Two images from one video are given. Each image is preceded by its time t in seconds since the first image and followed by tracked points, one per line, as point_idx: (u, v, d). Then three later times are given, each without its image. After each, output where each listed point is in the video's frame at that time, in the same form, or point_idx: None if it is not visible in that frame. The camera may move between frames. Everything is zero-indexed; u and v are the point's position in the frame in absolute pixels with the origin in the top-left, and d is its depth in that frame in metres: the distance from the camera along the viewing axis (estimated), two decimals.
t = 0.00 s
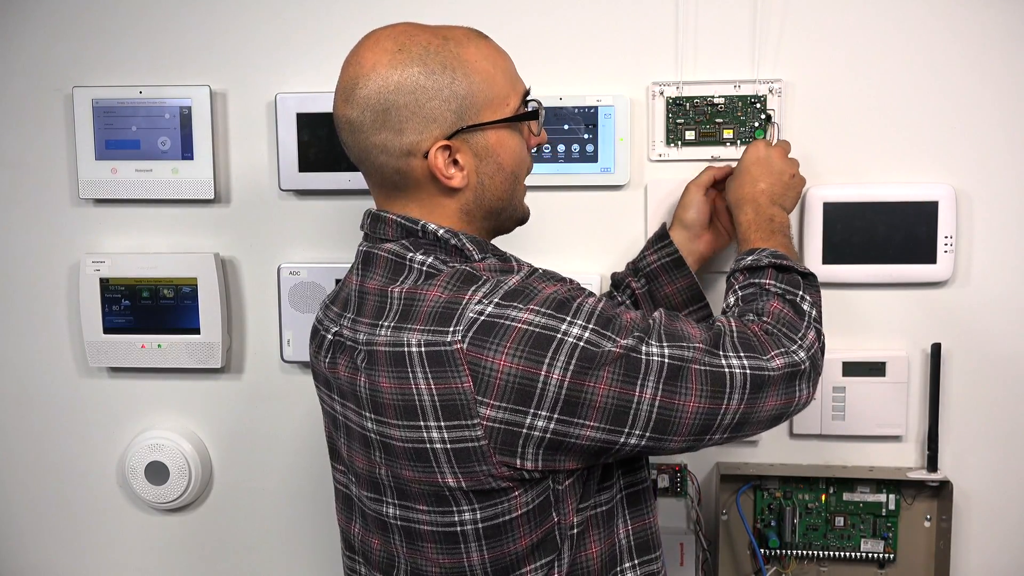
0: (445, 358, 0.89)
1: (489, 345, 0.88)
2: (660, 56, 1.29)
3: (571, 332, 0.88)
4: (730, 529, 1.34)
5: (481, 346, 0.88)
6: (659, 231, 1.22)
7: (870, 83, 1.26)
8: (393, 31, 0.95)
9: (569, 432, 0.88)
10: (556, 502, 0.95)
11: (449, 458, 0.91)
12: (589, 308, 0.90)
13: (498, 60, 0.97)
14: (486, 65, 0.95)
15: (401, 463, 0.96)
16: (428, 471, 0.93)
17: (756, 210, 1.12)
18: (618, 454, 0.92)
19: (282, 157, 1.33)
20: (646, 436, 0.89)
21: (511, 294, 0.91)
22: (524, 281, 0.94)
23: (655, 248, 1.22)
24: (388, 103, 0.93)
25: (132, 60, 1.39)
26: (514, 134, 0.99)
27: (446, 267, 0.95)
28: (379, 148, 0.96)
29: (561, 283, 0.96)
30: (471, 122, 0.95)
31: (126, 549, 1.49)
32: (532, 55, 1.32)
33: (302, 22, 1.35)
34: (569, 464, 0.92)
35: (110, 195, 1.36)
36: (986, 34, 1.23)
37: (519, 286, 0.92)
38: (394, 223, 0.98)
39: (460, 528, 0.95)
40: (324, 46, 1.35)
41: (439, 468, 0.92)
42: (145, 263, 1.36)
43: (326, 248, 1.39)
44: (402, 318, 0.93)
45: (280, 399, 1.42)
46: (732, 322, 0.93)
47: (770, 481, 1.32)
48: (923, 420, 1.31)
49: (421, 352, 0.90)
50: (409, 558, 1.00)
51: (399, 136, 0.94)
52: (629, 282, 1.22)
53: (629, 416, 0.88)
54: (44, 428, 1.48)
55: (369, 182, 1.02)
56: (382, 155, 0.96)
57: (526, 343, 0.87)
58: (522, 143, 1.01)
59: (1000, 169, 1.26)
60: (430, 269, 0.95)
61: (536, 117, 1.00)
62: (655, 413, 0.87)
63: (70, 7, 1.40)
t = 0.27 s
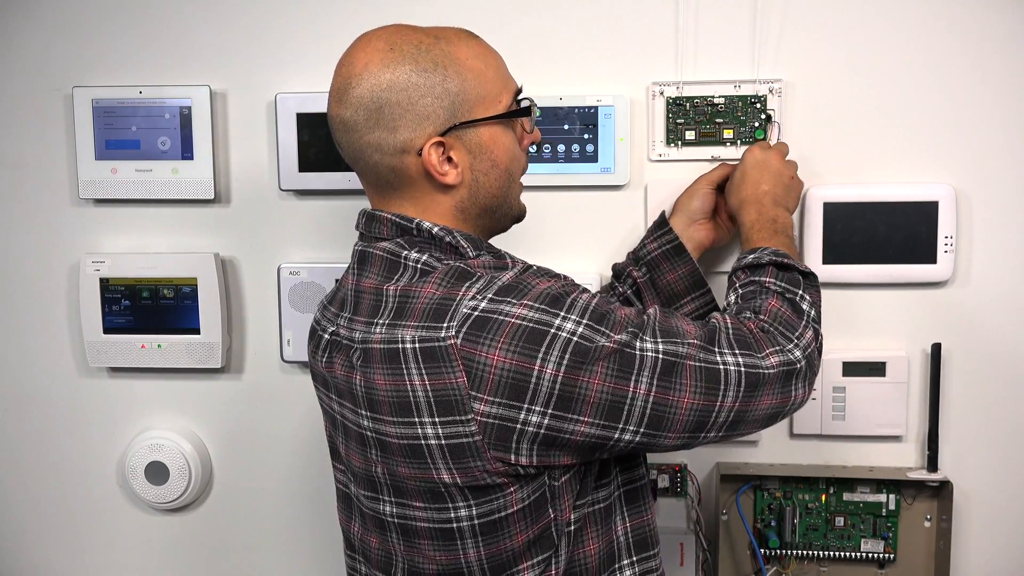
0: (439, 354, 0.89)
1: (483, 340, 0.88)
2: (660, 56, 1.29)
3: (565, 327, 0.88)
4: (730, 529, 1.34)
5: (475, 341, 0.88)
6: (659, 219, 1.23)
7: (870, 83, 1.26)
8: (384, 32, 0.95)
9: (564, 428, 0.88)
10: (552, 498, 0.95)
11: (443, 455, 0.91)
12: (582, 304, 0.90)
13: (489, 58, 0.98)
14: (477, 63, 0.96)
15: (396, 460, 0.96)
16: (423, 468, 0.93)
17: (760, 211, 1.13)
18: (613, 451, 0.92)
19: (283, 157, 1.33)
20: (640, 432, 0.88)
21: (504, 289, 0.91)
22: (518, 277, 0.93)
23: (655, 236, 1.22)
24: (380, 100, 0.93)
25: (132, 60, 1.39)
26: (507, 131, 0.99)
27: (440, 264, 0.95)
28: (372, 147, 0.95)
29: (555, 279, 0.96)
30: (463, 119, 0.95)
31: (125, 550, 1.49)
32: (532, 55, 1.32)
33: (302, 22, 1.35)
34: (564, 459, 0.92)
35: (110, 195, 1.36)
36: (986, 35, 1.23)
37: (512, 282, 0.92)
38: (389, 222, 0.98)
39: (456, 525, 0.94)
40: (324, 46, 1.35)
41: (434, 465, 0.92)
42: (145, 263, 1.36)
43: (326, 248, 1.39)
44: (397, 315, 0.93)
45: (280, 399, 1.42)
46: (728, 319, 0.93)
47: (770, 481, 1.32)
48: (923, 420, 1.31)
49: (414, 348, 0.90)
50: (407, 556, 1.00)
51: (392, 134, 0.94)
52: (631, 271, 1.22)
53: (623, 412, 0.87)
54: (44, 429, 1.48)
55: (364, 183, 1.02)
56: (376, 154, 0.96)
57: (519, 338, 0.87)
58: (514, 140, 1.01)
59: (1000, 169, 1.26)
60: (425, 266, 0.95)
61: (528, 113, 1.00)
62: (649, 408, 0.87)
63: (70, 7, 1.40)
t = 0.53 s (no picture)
0: (434, 352, 0.89)
1: (478, 339, 0.88)
2: (660, 56, 1.29)
3: (560, 329, 0.88)
4: (730, 529, 1.34)
5: (470, 340, 0.88)
6: (656, 217, 1.23)
7: (870, 83, 1.26)
8: (382, 33, 0.95)
9: (557, 432, 0.88)
10: (547, 497, 0.95)
11: (438, 454, 0.91)
12: (579, 306, 0.90)
13: (487, 59, 0.98)
14: (475, 64, 0.96)
15: (392, 459, 0.96)
16: (418, 466, 0.93)
17: (773, 217, 1.11)
18: (605, 455, 0.92)
19: (282, 157, 1.33)
20: (632, 439, 0.89)
21: (501, 289, 0.90)
22: (515, 277, 0.93)
23: (654, 233, 1.22)
24: (378, 102, 0.93)
25: (132, 60, 1.39)
26: (505, 133, 0.99)
27: (437, 263, 0.95)
28: (370, 149, 0.96)
29: (552, 280, 0.96)
30: (462, 121, 0.95)
31: (126, 550, 1.49)
32: (532, 55, 1.32)
33: (302, 22, 1.35)
34: (556, 461, 0.92)
35: (110, 194, 1.36)
36: (986, 34, 1.23)
37: (509, 282, 0.92)
38: (386, 221, 0.98)
39: (451, 524, 0.94)
40: (324, 46, 1.35)
41: (429, 464, 0.92)
42: (145, 263, 1.36)
43: (326, 248, 1.39)
44: (393, 313, 0.93)
45: (280, 399, 1.42)
46: (725, 330, 0.92)
47: (770, 481, 1.32)
48: (923, 420, 1.31)
49: (410, 347, 0.90)
50: (402, 555, 1.00)
51: (390, 136, 0.94)
52: (629, 268, 1.22)
53: (616, 418, 0.88)
54: (44, 428, 1.48)
55: (362, 183, 1.02)
56: (374, 156, 0.96)
57: (514, 338, 0.87)
58: (512, 141, 1.01)
59: (1000, 169, 1.26)
60: (422, 265, 0.94)
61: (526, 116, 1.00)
62: (642, 416, 0.88)
63: (70, 7, 1.39)
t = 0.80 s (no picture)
0: (429, 353, 0.89)
1: (473, 341, 0.88)
2: (660, 56, 1.29)
3: (555, 333, 0.88)
4: (730, 529, 1.34)
5: (465, 342, 0.88)
6: (655, 221, 1.23)
7: (869, 83, 1.26)
8: (386, 37, 0.94)
9: (550, 436, 0.88)
10: (542, 499, 0.95)
11: (432, 455, 0.91)
12: (575, 311, 0.90)
13: (492, 67, 0.96)
14: (479, 73, 0.94)
15: (387, 459, 0.96)
16: (412, 466, 0.93)
17: (772, 227, 1.11)
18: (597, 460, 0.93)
19: (283, 157, 1.33)
20: (623, 447, 0.89)
21: (497, 292, 0.90)
22: (512, 280, 0.93)
23: (653, 236, 1.22)
24: (378, 112, 0.92)
25: (132, 60, 1.39)
26: (506, 144, 0.98)
27: (434, 264, 0.94)
28: (369, 157, 0.96)
29: (548, 284, 0.96)
30: (463, 133, 0.94)
31: (125, 550, 1.49)
32: (532, 55, 1.32)
33: (302, 22, 1.35)
34: (549, 463, 0.92)
35: (110, 194, 1.36)
36: (986, 34, 1.23)
37: (505, 285, 0.92)
38: (384, 222, 0.99)
39: (445, 524, 0.94)
40: (324, 46, 1.35)
41: (424, 464, 0.92)
42: (145, 263, 1.36)
43: (326, 248, 1.39)
44: (389, 314, 0.93)
45: (280, 399, 1.42)
46: (719, 342, 0.93)
47: (770, 481, 1.32)
48: (923, 420, 1.31)
49: (405, 348, 0.90)
50: (397, 554, 1.00)
51: (388, 146, 0.94)
52: (627, 270, 1.22)
53: (608, 426, 0.88)
54: (43, 428, 1.48)
55: (362, 185, 1.02)
56: (373, 163, 0.96)
57: (509, 342, 0.87)
58: (514, 150, 1.00)
59: (1000, 169, 1.26)
60: (419, 267, 0.94)
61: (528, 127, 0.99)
62: (633, 424, 0.88)
63: (70, 8, 1.40)
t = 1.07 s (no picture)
0: (428, 353, 0.89)
1: (472, 341, 0.88)
2: (660, 56, 1.29)
3: (554, 334, 0.88)
4: (730, 529, 1.34)
5: (464, 342, 0.88)
6: (658, 220, 1.23)
7: (869, 83, 1.26)
8: (389, 40, 0.93)
9: (549, 436, 0.88)
10: (541, 498, 0.95)
11: (431, 454, 0.91)
12: (573, 311, 0.90)
13: (495, 69, 0.96)
14: (483, 77, 0.94)
15: (386, 459, 0.96)
16: (411, 466, 0.93)
17: (771, 226, 1.10)
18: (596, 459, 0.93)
19: (283, 157, 1.33)
20: (622, 446, 0.89)
21: (496, 292, 0.90)
22: (511, 280, 0.93)
23: (655, 234, 1.22)
24: (383, 118, 0.92)
25: (132, 60, 1.39)
26: (511, 146, 0.98)
27: (433, 264, 0.95)
28: (373, 161, 0.96)
29: (547, 284, 0.96)
30: (468, 137, 0.94)
31: (125, 550, 1.49)
32: (531, 55, 1.32)
33: (302, 22, 1.35)
34: (547, 463, 0.92)
35: (110, 194, 1.36)
36: (985, 35, 1.24)
37: (504, 285, 0.92)
38: (384, 221, 0.99)
39: (444, 524, 0.94)
40: (324, 46, 1.35)
41: (423, 464, 0.92)
42: (145, 263, 1.36)
43: (326, 248, 1.39)
44: (388, 314, 0.93)
45: (280, 399, 1.42)
46: (715, 341, 0.93)
47: (770, 481, 1.32)
48: (923, 420, 1.31)
49: (404, 347, 0.90)
50: (397, 554, 1.00)
51: (393, 151, 0.94)
52: (629, 267, 1.22)
53: (607, 425, 0.88)
54: (44, 428, 1.48)
55: (365, 186, 1.02)
56: (376, 168, 0.96)
57: (509, 342, 0.87)
58: (518, 152, 1.00)
59: (1000, 169, 1.26)
60: (418, 266, 0.94)
61: (531, 129, 0.99)
62: (632, 423, 0.88)
63: (70, 8, 1.40)
